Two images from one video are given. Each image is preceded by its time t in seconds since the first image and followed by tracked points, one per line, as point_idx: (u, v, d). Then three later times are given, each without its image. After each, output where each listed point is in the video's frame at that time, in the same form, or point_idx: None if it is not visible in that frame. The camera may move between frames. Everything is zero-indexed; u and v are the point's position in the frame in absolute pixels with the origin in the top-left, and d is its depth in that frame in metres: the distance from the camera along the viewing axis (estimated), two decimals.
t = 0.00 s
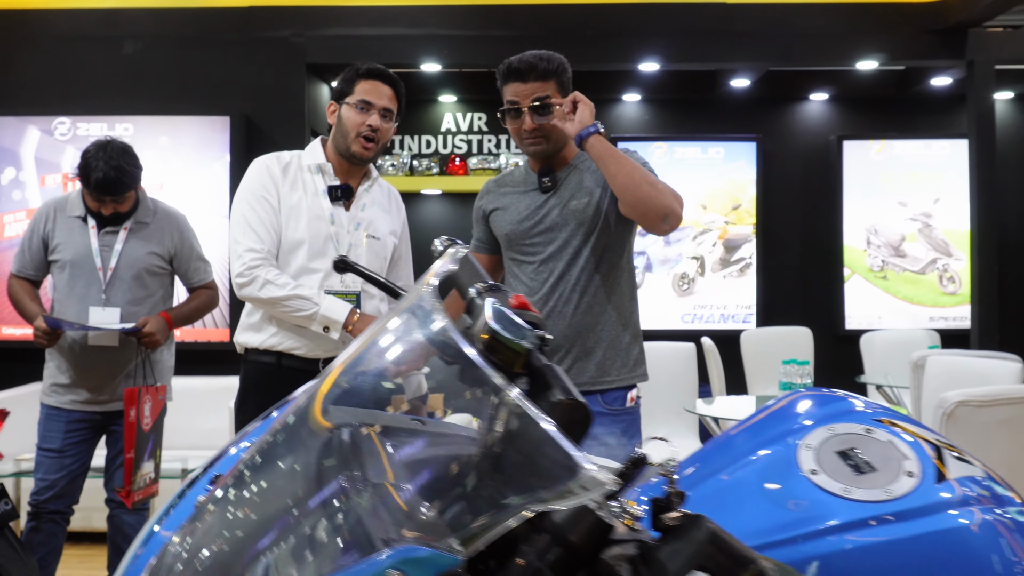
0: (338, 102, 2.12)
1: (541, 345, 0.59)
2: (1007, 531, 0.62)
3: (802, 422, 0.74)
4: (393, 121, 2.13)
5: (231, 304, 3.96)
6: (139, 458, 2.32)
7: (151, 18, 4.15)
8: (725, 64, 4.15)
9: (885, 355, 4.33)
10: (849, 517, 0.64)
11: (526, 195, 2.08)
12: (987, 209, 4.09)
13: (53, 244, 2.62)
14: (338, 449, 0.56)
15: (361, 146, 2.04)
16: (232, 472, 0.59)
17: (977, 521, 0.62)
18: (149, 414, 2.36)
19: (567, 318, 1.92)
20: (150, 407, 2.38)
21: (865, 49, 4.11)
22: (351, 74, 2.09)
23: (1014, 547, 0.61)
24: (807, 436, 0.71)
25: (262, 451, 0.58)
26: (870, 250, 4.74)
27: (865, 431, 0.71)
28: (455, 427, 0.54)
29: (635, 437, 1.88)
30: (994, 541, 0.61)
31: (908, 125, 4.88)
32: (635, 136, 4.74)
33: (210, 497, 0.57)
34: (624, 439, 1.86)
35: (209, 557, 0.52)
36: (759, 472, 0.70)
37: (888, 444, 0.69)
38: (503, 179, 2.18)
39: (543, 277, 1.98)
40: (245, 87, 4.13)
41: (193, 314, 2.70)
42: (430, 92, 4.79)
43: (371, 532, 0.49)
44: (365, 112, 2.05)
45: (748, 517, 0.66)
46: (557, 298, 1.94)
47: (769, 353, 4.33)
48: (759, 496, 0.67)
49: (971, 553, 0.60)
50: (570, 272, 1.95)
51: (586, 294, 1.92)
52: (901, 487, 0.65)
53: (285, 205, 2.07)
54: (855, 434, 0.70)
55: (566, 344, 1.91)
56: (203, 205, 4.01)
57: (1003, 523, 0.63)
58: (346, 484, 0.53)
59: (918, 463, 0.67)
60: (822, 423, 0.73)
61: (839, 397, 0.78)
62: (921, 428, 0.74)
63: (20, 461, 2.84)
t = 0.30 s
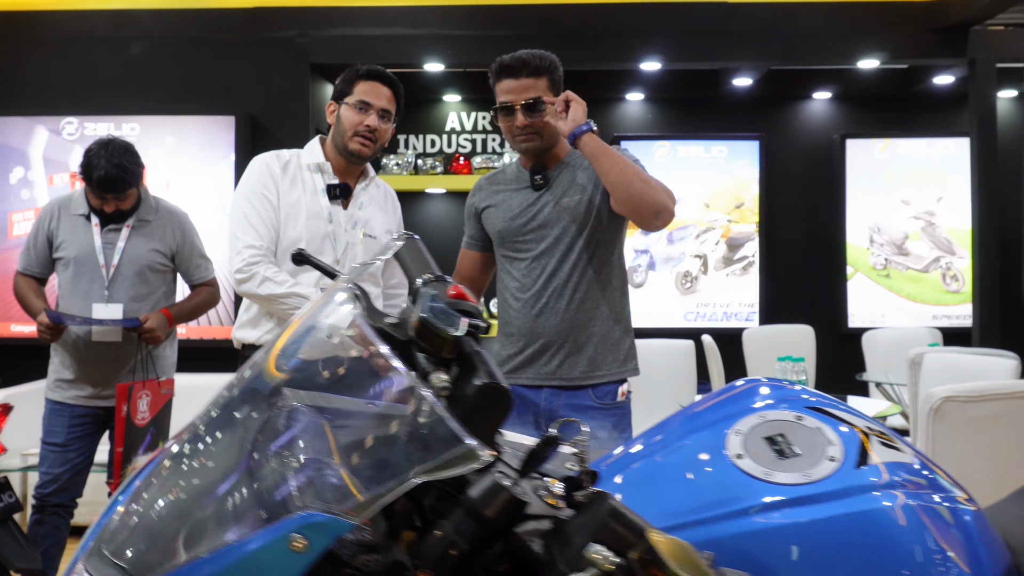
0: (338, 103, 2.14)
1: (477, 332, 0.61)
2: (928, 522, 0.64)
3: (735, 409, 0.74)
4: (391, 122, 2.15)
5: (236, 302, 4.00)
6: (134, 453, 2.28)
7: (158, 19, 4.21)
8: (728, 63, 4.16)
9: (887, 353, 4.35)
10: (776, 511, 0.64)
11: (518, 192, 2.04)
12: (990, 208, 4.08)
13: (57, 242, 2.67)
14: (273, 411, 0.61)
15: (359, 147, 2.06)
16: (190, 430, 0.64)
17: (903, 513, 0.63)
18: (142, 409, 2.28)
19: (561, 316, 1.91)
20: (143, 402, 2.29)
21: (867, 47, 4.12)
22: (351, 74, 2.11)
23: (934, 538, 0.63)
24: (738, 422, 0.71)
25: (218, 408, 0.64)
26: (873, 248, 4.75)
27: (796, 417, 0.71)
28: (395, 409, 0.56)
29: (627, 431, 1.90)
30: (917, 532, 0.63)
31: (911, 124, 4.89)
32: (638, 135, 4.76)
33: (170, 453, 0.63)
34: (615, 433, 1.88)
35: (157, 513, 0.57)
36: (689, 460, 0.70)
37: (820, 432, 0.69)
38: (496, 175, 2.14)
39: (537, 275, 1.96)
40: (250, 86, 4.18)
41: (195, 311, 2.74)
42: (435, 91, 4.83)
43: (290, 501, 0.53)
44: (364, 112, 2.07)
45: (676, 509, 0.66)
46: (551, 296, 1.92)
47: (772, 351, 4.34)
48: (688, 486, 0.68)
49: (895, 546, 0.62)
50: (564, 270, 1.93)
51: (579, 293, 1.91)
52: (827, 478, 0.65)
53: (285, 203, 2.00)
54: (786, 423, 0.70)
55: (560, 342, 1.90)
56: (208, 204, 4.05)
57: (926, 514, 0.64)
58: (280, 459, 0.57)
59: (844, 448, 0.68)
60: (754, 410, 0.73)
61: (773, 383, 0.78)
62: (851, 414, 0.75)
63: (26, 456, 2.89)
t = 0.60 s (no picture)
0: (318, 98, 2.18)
1: (412, 319, 0.66)
2: (850, 507, 0.63)
3: (665, 397, 0.73)
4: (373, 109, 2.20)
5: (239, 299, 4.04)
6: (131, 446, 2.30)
7: (162, 19, 4.25)
8: (729, 62, 4.18)
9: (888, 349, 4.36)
10: (699, 491, 0.62)
11: (507, 189, 2.03)
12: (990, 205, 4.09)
13: (58, 240, 2.71)
14: (210, 368, 0.63)
15: (347, 131, 2.08)
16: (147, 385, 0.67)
17: (827, 499, 0.62)
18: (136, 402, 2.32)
19: (548, 312, 1.91)
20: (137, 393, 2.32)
21: (867, 45, 4.12)
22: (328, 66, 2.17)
23: (857, 521, 0.62)
24: (666, 409, 0.70)
25: (174, 365, 0.66)
26: (874, 246, 4.75)
27: (726, 403, 0.70)
28: (313, 376, 0.59)
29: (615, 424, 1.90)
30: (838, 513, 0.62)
31: (913, 122, 4.90)
32: (640, 133, 4.78)
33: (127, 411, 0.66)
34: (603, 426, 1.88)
35: (98, 475, 0.60)
36: (614, 444, 0.68)
37: (749, 418, 0.68)
38: (486, 173, 2.12)
39: (526, 270, 1.96)
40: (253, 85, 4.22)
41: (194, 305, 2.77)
42: (438, 90, 4.86)
43: (217, 464, 0.56)
44: (345, 98, 2.11)
45: (598, 488, 0.64)
46: (538, 291, 1.92)
47: (773, 348, 4.35)
48: (614, 468, 0.65)
49: (815, 528, 0.61)
50: (551, 266, 1.93)
51: (566, 289, 1.91)
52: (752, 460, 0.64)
53: (275, 197, 2.02)
54: (714, 407, 0.69)
55: (549, 337, 1.90)
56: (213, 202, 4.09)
57: (850, 500, 0.63)
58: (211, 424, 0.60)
59: (770, 434, 0.67)
60: (684, 396, 0.72)
61: (709, 371, 0.77)
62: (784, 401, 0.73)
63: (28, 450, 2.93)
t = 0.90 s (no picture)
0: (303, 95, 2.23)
1: (365, 299, 0.68)
2: (797, 486, 0.66)
3: (615, 374, 0.76)
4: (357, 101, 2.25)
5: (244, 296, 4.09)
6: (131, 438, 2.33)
7: (168, 18, 4.29)
8: (729, 60, 4.20)
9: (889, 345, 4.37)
10: (630, 463, 0.65)
11: (502, 184, 1.99)
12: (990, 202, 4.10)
13: (64, 234, 2.77)
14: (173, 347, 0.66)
15: (336, 121, 2.13)
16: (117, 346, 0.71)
17: (759, 474, 0.65)
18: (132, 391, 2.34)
19: (539, 303, 1.87)
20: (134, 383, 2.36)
21: (867, 42, 4.14)
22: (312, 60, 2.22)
23: (787, 495, 0.65)
24: (611, 385, 0.73)
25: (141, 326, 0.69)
26: (877, 242, 4.76)
27: (665, 380, 0.73)
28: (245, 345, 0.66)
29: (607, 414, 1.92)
30: (776, 491, 0.65)
31: (916, 119, 4.90)
32: (643, 130, 4.80)
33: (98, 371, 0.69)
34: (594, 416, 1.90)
35: (64, 436, 0.64)
36: (558, 419, 0.71)
37: (687, 394, 0.71)
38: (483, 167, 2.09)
39: (517, 263, 1.93)
40: (259, 84, 4.28)
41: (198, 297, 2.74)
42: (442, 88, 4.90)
43: (169, 427, 0.60)
44: (331, 91, 2.16)
45: (535, 461, 0.67)
46: (528, 284, 1.89)
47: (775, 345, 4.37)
48: (551, 443, 0.69)
49: (743, 501, 0.64)
50: (543, 259, 1.89)
51: (558, 281, 1.87)
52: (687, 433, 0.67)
53: (267, 192, 2.08)
54: (653, 384, 0.72)
55: (539, 329, 1.87)
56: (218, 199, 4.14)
57: (783, 475, 0.66)
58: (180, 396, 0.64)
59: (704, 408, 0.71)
60: (629, 373, 0.75)
61: (665, 351, 0.80)
62: (734, 383, 0.76)
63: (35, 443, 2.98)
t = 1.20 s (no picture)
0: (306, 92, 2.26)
1: (338, 280, 0.72)
2: (766, 465, 0.70)
3: (582, 352, 0.80)
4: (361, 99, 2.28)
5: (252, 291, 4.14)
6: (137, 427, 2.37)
7: (179, 18, 4.36)
8: (734, 58, 4.23)
9: (894, 342, 4.38)
10: (580, 436, 0.69)
11: (502, 179, 1.97)
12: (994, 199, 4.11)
13: (74, 229, 2.82)
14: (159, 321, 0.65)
15: (338, 119, 2.18)
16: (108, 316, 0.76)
17: (712, 451, 0.69)
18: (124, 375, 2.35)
19: (540, 296, 1.84)
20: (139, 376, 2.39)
21: (870, 41, 4.17)
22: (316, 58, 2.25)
23: (738, 471, 0.69)
24: (572, 362, 0.77)
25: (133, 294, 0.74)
26: (882, 239, 4.78)
27: (625, 357, 0.76)
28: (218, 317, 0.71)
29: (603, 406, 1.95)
30: (741, 469, 0.69)
31: (921, 116, 4.92)
32: (649, 129, 4.83)
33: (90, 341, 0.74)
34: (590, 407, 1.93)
35: (60, 405, 0.68)
36: (520, 394, 0.75)
37: (644, 372, 0.75)
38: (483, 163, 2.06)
39: (518, 257, 1.90)
40: (268, 82, 4.33)
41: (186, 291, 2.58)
42: (450, 87, 4.94)
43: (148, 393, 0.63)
44: (334, 89, 2.19)
45: (495, 433, 0.71)
46: (528, 277, 1.86)
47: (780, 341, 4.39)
48: (510, 419, 0.72)
49: (695, 474, 0.67)
50: (543, 253, 1.86)
51: (559, 275, 1.84)
52: (645, 407, 0.71)
53: (271, 187, 2.12)
54: (614, 362, 0.76)
55: (540, 322, 1.85)
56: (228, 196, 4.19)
57: (748, 454, 0.70)
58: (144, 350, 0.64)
59: (659, 386, 0.74)
60: (591, 351, 0.78)
61: (635, 333, 0.83)
62: (693, 361, 0.80)
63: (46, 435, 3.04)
